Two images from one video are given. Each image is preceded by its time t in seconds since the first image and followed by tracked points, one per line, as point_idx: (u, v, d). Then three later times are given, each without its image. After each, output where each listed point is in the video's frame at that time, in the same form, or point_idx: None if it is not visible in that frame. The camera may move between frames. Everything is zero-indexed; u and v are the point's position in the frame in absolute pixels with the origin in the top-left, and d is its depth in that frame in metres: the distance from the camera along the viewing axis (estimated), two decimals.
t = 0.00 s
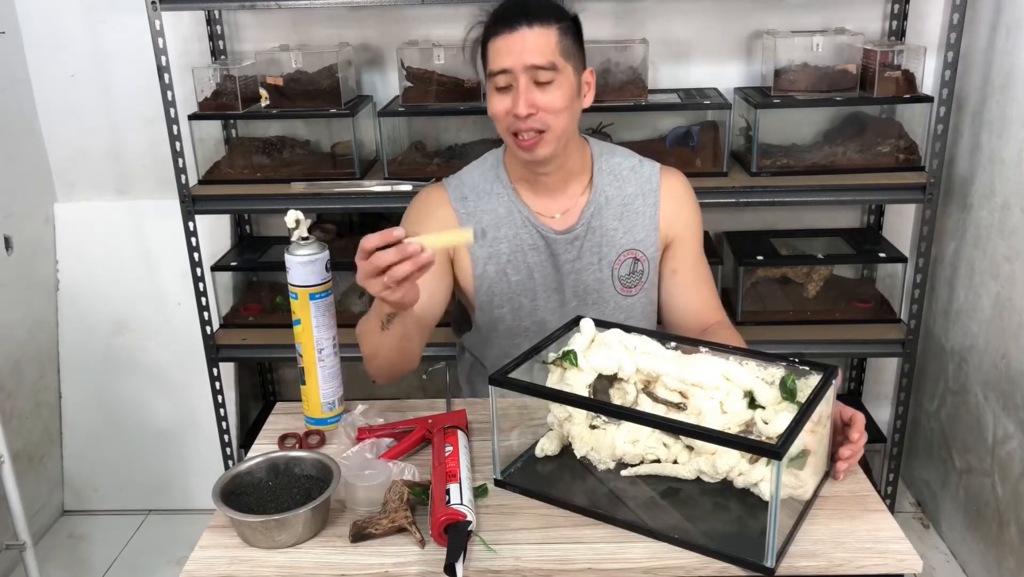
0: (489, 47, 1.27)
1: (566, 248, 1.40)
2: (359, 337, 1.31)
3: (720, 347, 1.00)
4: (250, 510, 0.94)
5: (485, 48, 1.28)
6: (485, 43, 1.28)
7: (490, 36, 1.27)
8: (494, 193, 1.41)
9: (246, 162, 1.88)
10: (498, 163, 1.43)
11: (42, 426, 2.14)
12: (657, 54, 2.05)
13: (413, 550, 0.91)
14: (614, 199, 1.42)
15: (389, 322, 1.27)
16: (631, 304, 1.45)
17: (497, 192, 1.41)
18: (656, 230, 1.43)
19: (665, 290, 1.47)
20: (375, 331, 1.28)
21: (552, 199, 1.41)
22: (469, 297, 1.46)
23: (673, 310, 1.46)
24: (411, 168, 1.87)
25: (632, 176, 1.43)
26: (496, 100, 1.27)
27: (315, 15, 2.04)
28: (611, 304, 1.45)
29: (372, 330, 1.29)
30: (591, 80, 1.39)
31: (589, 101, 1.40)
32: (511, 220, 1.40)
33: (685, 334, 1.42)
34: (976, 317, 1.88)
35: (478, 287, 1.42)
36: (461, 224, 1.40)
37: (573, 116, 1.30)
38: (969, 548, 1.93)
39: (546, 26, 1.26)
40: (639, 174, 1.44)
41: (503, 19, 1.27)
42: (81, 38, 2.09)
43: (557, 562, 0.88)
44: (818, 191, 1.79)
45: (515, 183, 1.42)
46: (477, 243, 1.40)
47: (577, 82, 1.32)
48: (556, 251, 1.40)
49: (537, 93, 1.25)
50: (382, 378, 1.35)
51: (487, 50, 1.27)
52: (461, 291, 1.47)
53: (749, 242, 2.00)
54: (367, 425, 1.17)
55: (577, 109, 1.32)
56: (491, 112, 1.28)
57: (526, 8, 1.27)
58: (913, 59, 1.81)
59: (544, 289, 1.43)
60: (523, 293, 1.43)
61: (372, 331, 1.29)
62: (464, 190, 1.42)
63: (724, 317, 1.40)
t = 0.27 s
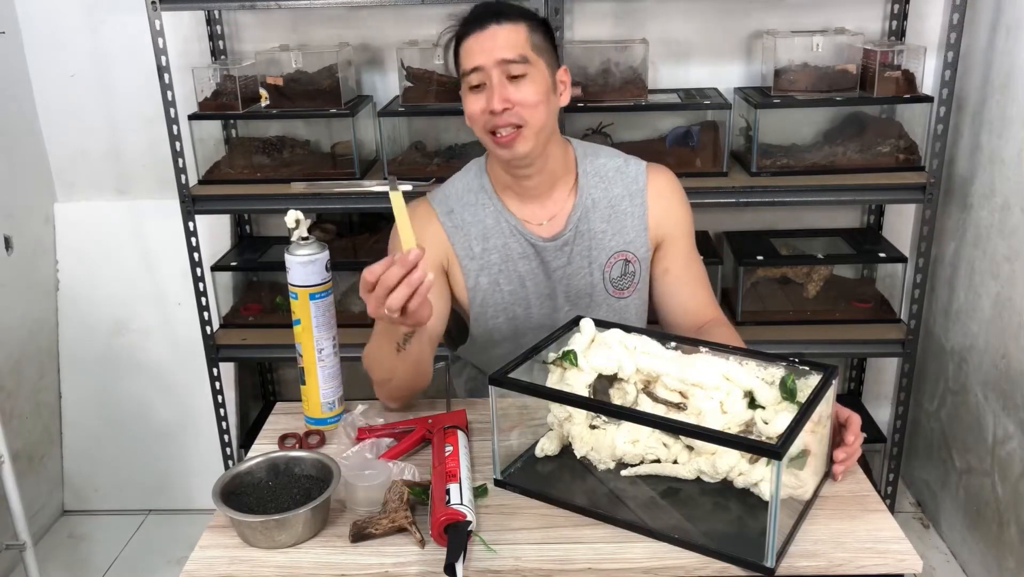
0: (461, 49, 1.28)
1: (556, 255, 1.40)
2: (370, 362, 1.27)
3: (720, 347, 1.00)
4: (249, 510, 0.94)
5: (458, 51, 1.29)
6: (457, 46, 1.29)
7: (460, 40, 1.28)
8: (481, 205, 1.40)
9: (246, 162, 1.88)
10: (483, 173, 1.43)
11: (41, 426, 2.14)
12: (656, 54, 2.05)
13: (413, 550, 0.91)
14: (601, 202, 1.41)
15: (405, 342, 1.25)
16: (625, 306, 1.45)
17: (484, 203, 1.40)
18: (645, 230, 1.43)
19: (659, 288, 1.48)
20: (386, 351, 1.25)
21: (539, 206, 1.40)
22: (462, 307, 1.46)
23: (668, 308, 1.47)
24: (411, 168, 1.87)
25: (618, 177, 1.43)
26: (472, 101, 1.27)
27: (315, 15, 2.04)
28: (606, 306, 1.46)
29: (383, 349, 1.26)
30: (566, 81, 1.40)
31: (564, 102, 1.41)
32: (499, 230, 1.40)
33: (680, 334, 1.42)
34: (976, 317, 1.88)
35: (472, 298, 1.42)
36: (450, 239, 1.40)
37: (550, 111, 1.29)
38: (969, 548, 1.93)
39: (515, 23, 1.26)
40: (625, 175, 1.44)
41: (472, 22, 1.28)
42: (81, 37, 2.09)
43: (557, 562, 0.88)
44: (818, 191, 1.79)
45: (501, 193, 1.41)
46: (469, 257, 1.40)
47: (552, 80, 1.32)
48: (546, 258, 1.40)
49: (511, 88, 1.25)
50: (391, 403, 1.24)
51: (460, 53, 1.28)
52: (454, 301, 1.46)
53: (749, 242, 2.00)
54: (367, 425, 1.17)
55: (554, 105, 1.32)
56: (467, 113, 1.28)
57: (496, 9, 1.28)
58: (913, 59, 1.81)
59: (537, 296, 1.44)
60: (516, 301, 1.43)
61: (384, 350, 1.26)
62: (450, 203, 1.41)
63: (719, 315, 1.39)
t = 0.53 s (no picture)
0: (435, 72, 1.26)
1: (549, 265, 1.40)
2: (370, 373, 1.28)
3: (720, 347, 1.00)
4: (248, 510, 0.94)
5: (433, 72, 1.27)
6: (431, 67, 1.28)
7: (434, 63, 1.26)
8: (474, 214, 1.41)
9: (246, 162, 1.88)
10: (477, 181, 1.43)
11: (41, 426, 2.14)
12: (656, 54, 2.05)
13: (413, 550, 0.91)
14: (595, 211, 1.41)
15: (400, 356, 1.25)
16: (621, 313, 1.45)
17: (478, 212, 1.41)
18: (641, 238, 1.42)
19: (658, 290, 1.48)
20: (385, 362, 1.26)
21: (532, 216, 1.41)
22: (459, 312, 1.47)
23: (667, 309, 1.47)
24: (411, 167, 1.87)
25: (612, 185, 1.43)
26: (453, 125, 1.27)
27: (315, 16, 2.04)
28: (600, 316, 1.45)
29: (381, 360, 1.26)
30: (547, 86, 1.39)
31: (549, 107, 1.40)
32: (493, 239, 1.40)
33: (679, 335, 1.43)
34: (976, 317, 1.88)
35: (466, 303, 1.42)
36: (444, 246, 1.40)
37: (532, 127, 1.29)
38: (969, 548, 1.93)
39: (487, 43, 1.24)
40: (619, 183, 1.43)
41: (444, 43, 1.25)
42: (81, 37, 2.09)
43: (557, 562, 0.88)
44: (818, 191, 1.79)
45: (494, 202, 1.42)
46: (462, 265, 1.40)
47: (531, 92, 1.31)
48: (539, 268, 1.40)
49: (489, 112, 1.25)
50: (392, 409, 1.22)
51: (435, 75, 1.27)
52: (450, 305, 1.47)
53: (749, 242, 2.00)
54: (366, 425, 1.17)
55: (535, 117, 1.31)
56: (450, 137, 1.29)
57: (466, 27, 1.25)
58: (913, 59, 1.81)
59: (531, 304, 1.43)
60: (510, 310, 1.43)
61: (383, 361, 1.26)
62: (444, 212, 1.42)
63: (720, 316, 1.41)
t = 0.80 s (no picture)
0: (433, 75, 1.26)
1: (547, 267, 1.40)
2: (369, 371, 1.27)
3: (720, 347, 1.00)
4: (247, 509, 0.94)
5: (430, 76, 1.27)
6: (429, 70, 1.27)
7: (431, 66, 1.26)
8: (473, 214, 1.41)
9: (246, 162, 1.89)
10: (475, 182, 1.43)
11: (41, 426, 2.15)
12: (656, 54, 2.05)
13: (413, 550, 0.91)
14: (594, 212, 1.41)
15: (404, 360, 1.24)
16: (620, 315, 1.45)
17: (477, 213, 1.41)
18: (639, 239, 1.42)
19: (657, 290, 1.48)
20: (388, 362, 1.25)
21: (530, 217, 1.41)
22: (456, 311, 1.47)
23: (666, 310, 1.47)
24: (411, 167, 1.87)
25: (611, 186, 1.43)
26: (450, 128, 1.27)
27: (315, 16, 2.05)
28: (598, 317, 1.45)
29: (384, 360, 1.25)
30: (545, 89, 1.39)
31: (547, 109, 1.40)
32: (492, 240, 1.40)
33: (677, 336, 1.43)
34: (976, 317, 1.88)
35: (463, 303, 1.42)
36: (441, 245, 1.40)
37: (529, 129, 1.29)
38: (968, 548, 1.93)
39: (485, 46, 1.24)
40: (617, 185, 1.43)
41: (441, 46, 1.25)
42: (81, 37, 2.09)
43: (557, 562, 0.88)
44: (818, 191, 1.79)
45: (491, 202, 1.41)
46: (460, 265, 1.40)
47: (529, 94, 1.31)
48: (537, 270, 1.40)
49: (487, 114, 1.25)
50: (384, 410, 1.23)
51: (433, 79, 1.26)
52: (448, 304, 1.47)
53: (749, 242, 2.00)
54: (367, 425, 1.17)
55: (533, 119, 1.31)
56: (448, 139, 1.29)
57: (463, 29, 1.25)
58: (913, 59, 1.81)
59: (530, 305, 1.43)
60: (509, 311, 1.43)
61: (385, 361, 1.25)
62: (442, 212, 1.42)
63: (719, 316, 1.41)
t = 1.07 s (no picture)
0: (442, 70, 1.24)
1: (546, 266, 1.40)
2: (370, 373, 1.27)
3: (720, 347, 1.00)
4: (247, 509, 0.94)
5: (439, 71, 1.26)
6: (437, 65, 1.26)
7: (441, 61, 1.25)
8: (471, 215, 1.41)
9: (246, 162, 1.88)
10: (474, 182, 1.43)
11: (41, 426, 2.15)
12: (656, 54, 2.05)
13: (413, 550, 0.91)
14: (593, 211, 1.41)
15: (405, 355, 1.25)
16: (619, 314, 1.45)
17: (475, 213, 1.40)
18: (638, 239, 1.43)
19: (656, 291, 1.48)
20: (389, 360, 1.25)
21: (529, 216, 1.41)
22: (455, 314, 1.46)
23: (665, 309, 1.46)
24: (411, 167, 1.87)
25: (610, 185, 1.43)
26: (460, 123, 1.26)
27: (315, 16, 2.05)
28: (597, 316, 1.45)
29: (386, 358, 1.26)
30: (547, 88, 1.39)
31: (549, 108, 1.40)
32: (491, 240, 1.40)
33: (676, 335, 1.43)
34: (976, 317, 1.88)
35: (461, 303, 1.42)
36: (440, 246, 1.41)
37: (539, 126, 1.29)
38: (969, 548, 1.93)
39: (496, 42, 1.23)
40: (616, 183, 1.43)
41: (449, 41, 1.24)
42: (81, 37, 2.09)
43: (557, 562, 0.88)
44: (818, 191, 1.79)
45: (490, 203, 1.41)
46: (458, 265, 1.40)
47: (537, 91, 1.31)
48: (536, 269, 1.40)
49: (499, 109, 1.24)
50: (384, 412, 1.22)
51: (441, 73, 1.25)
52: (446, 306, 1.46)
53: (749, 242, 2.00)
54: (367, 425, 1.17)
55: (541, 116, 1.31)
56: (456, 135, 1.27)
57: (473, 24, 1.24)
58: (913, 59, 1.81)
59: (530, 305, 1.44)
60: (509, 311, 1.43)
61: (387, 359, 1.25)
62: (441, 213, 1.42)
63: (717, 316, 1.41)
